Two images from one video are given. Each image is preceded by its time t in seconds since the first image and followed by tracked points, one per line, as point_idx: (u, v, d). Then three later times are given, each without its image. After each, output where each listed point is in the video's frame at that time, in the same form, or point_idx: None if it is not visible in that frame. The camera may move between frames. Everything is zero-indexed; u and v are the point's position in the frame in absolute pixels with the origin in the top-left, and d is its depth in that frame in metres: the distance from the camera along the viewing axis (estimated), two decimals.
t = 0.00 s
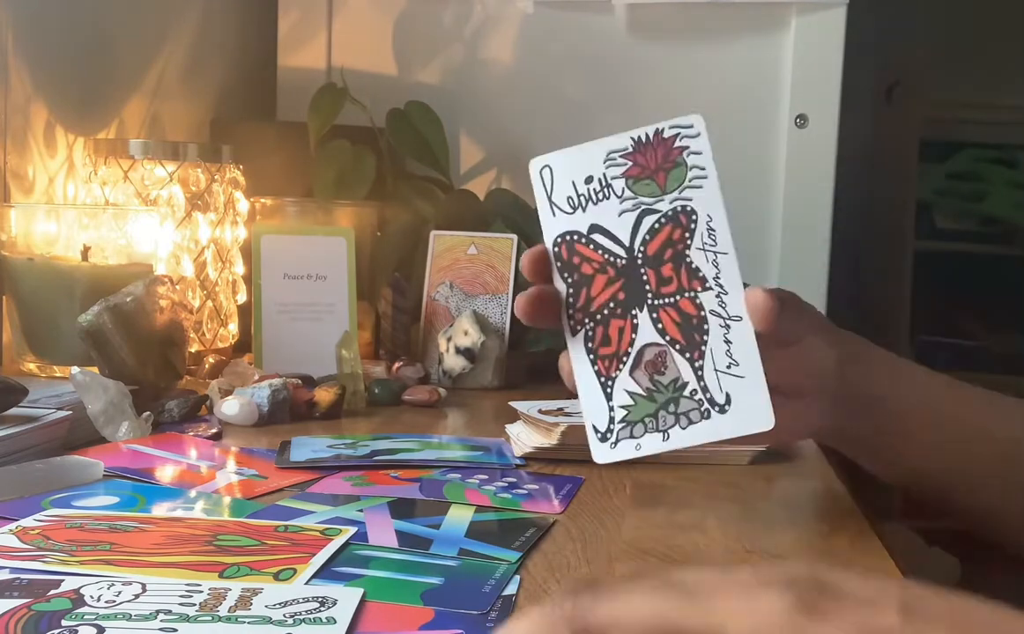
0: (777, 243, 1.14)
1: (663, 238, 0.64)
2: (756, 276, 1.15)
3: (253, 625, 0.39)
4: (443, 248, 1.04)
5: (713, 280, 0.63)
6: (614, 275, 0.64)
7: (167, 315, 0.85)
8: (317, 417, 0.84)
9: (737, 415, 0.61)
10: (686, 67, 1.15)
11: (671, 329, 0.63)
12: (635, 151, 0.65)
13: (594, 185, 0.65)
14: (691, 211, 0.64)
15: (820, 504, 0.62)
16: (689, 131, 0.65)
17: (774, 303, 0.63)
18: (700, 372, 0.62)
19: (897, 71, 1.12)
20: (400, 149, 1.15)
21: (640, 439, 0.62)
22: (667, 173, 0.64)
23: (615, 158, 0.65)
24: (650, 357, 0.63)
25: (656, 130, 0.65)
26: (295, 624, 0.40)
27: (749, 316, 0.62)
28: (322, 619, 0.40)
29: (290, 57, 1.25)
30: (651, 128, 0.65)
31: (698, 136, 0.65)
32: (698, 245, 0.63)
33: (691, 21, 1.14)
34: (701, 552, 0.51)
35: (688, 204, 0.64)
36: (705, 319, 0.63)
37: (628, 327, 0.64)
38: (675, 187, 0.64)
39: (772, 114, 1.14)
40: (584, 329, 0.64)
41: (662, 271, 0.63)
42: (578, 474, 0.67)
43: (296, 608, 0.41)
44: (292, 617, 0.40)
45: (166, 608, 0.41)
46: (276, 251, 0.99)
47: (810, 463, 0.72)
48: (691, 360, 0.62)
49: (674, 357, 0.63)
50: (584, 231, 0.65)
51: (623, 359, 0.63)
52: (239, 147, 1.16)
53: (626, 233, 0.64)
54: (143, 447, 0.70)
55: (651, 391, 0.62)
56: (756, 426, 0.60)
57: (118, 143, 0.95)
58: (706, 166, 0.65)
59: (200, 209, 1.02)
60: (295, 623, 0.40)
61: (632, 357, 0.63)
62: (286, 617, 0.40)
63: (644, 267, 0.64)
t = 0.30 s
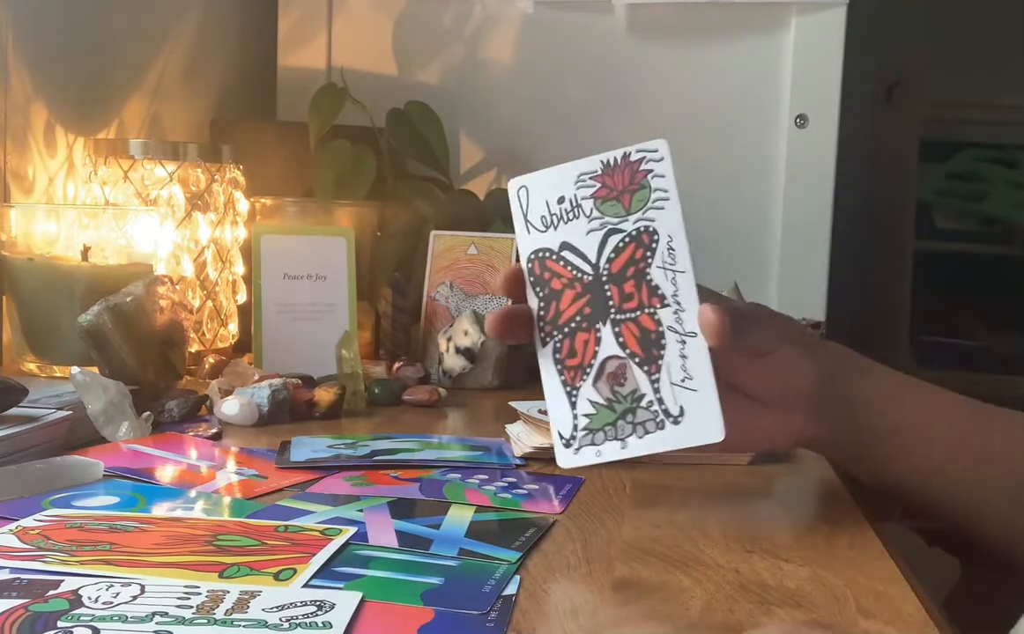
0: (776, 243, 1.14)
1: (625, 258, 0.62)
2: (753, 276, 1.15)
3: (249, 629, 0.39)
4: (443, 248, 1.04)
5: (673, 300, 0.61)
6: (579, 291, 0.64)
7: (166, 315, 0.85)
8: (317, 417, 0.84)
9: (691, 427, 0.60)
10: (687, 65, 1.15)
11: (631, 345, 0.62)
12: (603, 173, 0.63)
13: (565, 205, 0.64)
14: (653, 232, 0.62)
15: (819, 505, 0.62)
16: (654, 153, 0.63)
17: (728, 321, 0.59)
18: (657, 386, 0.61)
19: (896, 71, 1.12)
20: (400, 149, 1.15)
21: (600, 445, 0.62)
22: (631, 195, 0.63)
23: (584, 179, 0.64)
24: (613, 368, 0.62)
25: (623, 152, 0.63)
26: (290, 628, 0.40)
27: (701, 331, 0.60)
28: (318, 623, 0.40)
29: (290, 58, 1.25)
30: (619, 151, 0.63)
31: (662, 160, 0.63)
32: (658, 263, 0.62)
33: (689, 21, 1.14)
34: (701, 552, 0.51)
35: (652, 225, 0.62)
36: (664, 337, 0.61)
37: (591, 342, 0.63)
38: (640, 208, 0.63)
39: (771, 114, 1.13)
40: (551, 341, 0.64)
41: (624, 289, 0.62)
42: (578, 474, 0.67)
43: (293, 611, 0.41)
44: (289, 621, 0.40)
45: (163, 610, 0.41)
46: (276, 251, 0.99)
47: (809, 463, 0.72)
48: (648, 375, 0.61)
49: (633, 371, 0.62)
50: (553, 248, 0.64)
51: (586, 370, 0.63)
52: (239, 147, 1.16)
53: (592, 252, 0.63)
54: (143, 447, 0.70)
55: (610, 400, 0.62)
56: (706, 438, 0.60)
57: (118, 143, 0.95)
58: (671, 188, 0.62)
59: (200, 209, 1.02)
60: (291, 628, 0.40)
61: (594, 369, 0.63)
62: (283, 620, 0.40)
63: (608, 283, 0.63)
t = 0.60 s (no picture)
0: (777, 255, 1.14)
1: (602, 271, 0.65)
2: (753, 277, 1.15)
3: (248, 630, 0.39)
4: (443, 248, 1.04)
5: (643, 319, 0.64)
6: (552, 297, 0.66)
7: (167, 315, 0.85)
8: (317, 417, 0.84)
9: (646, 446, 0.64)
10: (687, 65, 1.15)
11: (598, 358, 0.65)
12: (589, 182, 0.65)
13: (548, 209, 0.66)
14: (630, 249, 0.65)
15: (819, 505, 0.62)
16: (640, 169, 0.65)
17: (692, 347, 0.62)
18: (618, 401, 0.64)
19: (896, 71, 1.12)
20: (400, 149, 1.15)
21: (558, 452, 0.64)
22: (614, 209, 0.65)
23: (570, 185, 0.66)
24: (577, 379, 0.65)
25: (609, 164, 0.65)
26: (289, 629, 0.39)
27: (665, 355, 0.63)
28: (317, 623, 0.40)
29: (290, 58, 1.25)
30: (606, 162, 0.66)
31: (647, 177, 0.65)
32: (631, 282, 0.65)
33: (689, 21, 1.14)
34: (701, 552, 0.51)
35: (630, 242, 0.65)
36: (630, 354, 0.64)
37: (560, 350, 0.65)
38: (620, 224, 0.65)
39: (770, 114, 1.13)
40: (522, 342, 0.66)
41: (596, 302, 0.65)
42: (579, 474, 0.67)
43: (292, 612, 0.41)
44: (287, 621, 0.40)
45: (162, 610, 0.41)
46: (276, 251, 0.99)
47: (808, 464, 0.72)
48: (611, 389, 0.64)
49: (597, 384, 0.65)
50: (532, 251, 0.66)
51: (552, 377, 0.65)
52: (239, 147, 1.16)
53: (569, 259, 0.65)
54: (143, 447, 0.70)
55: (572, 411, 0.65)
56: (661, 460, 0.64)
57: (118, 143, 0.95)
58: (652, 208, 0.65)
59: (200, 210, 1.02)
60: (290, 628, 0.40)
61: (560, 377, 0.65)
62: (282, 621, 0.40)
63: (581, 294, 0.65)
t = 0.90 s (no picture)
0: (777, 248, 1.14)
1: (573, 328, 0.57)
2: (753, 276, 1.15)
3: (248, 629, 0.39)
4: (443, 248, 1.04)
5: (617, 378, 0.56)
6: (523, 349, 0.59)
7: (167, 315, 0.85)
8: (317, 417, 0.84)
9: (619, 507, 0.56)
10: (687, 64, 1.15)
11: (571, 414, 0.58)
12: (559, 234, 0.57)
13: (519, 260, 0.58)
14: (604, 306, 0.56)
15: (818, 505, 0.62)
16: (614, 223, 0.55)
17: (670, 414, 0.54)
18: (591, 459, 0.57)
19: (897, 72, 1.12)
20: (400, 149, 1.15)
21: (532, 501, 0.58)
22: (586, 264, 0.56)
23: (540, 237, 0.57)
24: (550, 432, 0.59)
25: (581, 216, 0.56)
26: (289, 629, 0.40)
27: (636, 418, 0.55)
28: (316, 623, 0.40)
29: (291, 57, 1.25)
30: (577, 214, 0.56)
31: (622, 232, 0.55)
32: (604, 338, 0.56)
33: (689, 21, 1.14)
34: (700, 551, 0.52)
35: (603, 300, 0.56)
36: (604, 413, 0.57)
37: (531, 403, 0.59)
38: (593, 280, 0.56)
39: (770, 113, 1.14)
40: (493, 391, 0.60)
41: (569, 357, 0.58)
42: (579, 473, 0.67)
43: (292, 612, 0.41)
44: (287, 621, 0.40)
45: (162, 610, 0.41)
46: (275, 250, 0.99)
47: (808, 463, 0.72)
48: (584, 446, 0.58)
49: (569, 439, 0.58)
50: (502, 302, 0.59)
51: (525, 428, 0.59)
52: (239, 147, 1.16)
53: (540, 314, 0.58)
54: (143, 447, 0.70)
55: (544, 463, 0.58)
56: (631, 519, 0.56)
57: (118, 143, 0.95)
58: (627, 265, 0.55)
59: (200, 209, 1.02)
60: (290, 628, 0.40)
61: (533, 428, 0.59)
62: (282, 621, 0.40)
63: (553, 348, 0.58)
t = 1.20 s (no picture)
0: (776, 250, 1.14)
1: (576, 331, 0.57)
2: (753, 276, 1.15)
3: (248, 629, 0.39)
4: (443, 248, 1.04)
5: (618, 383, 0.56)
6: (524, 348, 0.59)
7: (166, 315, 0.85)
8: (316, 417, 0.84)
9: (613, 512, 0.56)
10: (687, 63, 1.15)
11: (569, 416, 0.58)
12: (568, 236, 0.57)
13: (525, 260, 0.58)
14: (609, 312, 0.56)
15: (818, 505, 0.62)
16: (624, 229, 0.55)
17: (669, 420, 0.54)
18: (587, 463, 0.57)
19: (897, 72, 1.12)
20: (400, 148, 1.15)
21: (524, 501, 0.58)
22: (593, 268, 0.56)
23: (548, 237, 0.57)
24: (547, 433, 0.59)
25: (592, 219, 0.56)
26: (289, 629, 0.40)
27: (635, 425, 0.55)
28: (316, 623, 0.40)
29: (290, 57, 1.25)
30: (588, 217, 0.56)
31: (632, 239, 0.55)
32: (607, 344, 0.56)
33: (689, 21, 1.14)
34: (701, 551, 0.52)
35: (608, 306, 0.56)
36: (602, 418, 0.57)
37: (530, 402, 0.59)
38: (599, 284, 0.56)
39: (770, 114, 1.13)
40: (493, 388, 0.60)
41: (569, 360, 0.58)
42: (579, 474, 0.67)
43: (292, 612, 0.41)
44: (287, 621, 0.40)
45: (162, 610, 0.41)
46: (275, 250, 0.99)
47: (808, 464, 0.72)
48: (580, 449, 0.58)
49: (566, 441, 0.58)
50: (506, 299, 0.59)
51: (522, 428, 0.59)
52: (239, 147, 1.16)
53: (543, 314, 0.58)
54: (143, 447, 0.70)
55: (540, 463, 0.58)
56: (624, 523, 0.56)
57: (118, 143, 0.95)
58: (634, 272, 0.55)
59: (200, 210, 1.02)
60: (289, 628, 0.40)
61: (530, 428, 0.59)
62: (281, 621, 0.40)
63: (555, 350, 0.58)
